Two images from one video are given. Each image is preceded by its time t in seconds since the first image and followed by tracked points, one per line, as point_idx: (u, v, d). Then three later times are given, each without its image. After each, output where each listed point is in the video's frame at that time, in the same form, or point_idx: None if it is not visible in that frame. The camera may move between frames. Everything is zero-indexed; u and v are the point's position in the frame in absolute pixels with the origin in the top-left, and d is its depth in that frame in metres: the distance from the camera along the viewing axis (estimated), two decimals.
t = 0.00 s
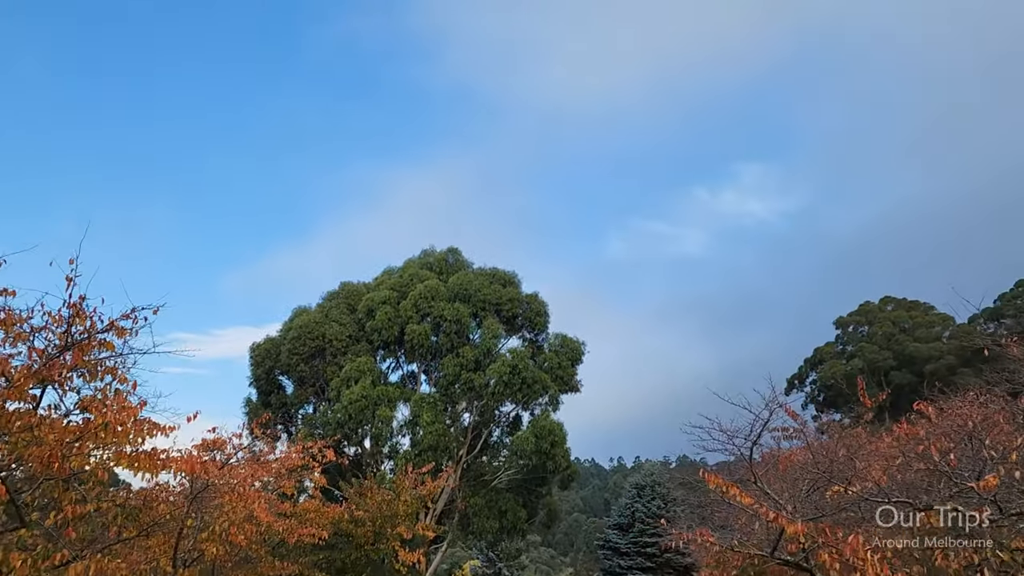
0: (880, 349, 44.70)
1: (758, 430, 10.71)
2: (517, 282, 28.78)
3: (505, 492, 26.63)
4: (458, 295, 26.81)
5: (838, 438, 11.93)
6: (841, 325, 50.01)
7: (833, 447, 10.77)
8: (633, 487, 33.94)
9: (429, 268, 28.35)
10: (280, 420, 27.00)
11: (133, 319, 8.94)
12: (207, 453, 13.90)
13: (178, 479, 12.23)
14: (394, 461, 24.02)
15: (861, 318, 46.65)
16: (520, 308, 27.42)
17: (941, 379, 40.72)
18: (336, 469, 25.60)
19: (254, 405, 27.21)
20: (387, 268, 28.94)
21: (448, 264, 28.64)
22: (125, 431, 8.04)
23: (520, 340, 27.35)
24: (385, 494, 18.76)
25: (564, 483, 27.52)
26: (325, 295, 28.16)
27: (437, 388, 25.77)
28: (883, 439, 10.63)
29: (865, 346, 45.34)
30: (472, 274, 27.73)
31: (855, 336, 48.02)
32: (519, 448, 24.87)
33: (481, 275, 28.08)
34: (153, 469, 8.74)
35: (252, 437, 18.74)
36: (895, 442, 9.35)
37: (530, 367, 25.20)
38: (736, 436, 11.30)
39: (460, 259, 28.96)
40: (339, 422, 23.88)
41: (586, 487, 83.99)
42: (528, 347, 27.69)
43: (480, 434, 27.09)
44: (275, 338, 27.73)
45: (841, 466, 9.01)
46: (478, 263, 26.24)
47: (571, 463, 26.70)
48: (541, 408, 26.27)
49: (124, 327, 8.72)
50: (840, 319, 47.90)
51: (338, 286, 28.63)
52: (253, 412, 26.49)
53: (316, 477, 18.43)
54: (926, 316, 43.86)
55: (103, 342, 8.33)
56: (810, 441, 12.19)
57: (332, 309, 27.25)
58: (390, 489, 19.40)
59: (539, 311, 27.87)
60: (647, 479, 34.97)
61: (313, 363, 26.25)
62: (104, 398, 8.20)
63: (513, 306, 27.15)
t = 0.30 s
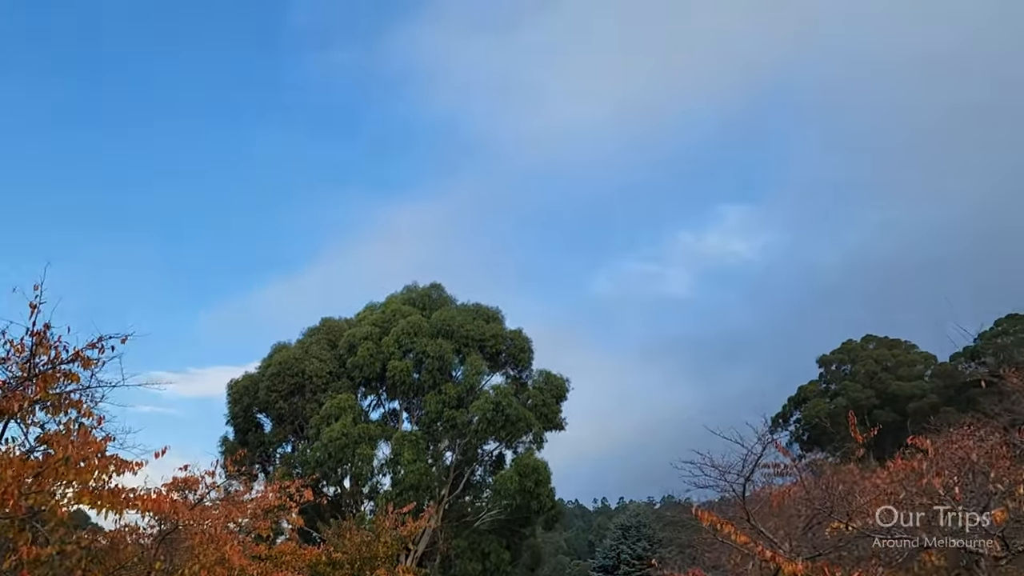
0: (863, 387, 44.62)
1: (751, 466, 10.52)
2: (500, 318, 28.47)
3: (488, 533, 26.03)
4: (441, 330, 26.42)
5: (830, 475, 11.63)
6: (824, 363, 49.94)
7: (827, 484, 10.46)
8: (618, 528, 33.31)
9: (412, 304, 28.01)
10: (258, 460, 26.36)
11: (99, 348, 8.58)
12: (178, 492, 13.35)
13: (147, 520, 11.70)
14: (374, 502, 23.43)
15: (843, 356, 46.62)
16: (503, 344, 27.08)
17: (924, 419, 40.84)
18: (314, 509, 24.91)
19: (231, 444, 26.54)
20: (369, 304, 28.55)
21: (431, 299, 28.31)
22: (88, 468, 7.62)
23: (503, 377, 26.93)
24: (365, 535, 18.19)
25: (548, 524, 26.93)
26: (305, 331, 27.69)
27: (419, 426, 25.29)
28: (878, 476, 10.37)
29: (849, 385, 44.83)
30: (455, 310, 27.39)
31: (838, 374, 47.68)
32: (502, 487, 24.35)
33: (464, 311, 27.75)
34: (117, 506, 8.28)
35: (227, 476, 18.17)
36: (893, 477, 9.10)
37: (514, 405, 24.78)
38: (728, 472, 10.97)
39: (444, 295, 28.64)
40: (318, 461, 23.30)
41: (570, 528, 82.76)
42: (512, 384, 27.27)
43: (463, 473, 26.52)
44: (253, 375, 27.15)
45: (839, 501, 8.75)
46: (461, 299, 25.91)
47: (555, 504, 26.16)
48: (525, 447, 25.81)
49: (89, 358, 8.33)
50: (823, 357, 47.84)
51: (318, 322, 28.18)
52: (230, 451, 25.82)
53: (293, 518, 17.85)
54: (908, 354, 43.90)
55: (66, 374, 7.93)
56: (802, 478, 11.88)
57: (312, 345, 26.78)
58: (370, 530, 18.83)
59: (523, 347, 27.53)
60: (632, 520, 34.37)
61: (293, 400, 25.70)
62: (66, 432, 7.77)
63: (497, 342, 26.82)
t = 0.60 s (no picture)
0: (846, 422, 44.44)
1: (743, 501, 10.73)
2: (482, 350, 28.12)
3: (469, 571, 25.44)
4: (422, 363, 25.97)
5: (822, 510, 11.37)
6: (807, 398, 49.79)
7: (824, 519, 10.12)
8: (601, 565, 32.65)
9: (393, 335, 27.63)
10: (233, 496, 25.69)
11: (65, 375, 8.18)
12: (145, 529, 12.80)
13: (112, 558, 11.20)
14: (353, 539, 22.84)
15: (826, 392, 46.50)
16: (486, 377, 26.70)
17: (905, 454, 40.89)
18: (290, 546, 24.23)
19: (205, 479, 25.86)
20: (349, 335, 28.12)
21: (413, 330, 27.93)
22: (48, 503, 7.21)
23: (486, 411, 26.46)
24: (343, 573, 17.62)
25: (531, 561, 26.33)
26: (284, 363, 27.19)
27: (399, 460, 24.78)
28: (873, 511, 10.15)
29: (832, 420, 44.50)
30: (437, 342, 27.00)
31: (820, 410, 47.39)
32: (484, 524, 23.80)
33: (446, 343, 27.37)
34: (77, 543, 7.82)
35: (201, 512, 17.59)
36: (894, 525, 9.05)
37: (497, 439, 24.35)
38: (721, 507, 10.71)
39: (426, 326, 28.28)
40: (295, 497, 22.73)
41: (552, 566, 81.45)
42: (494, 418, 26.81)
43: (443, 509, 25.93)
44: (229, 408, 26.55)
45: (839, 538, 8.50)
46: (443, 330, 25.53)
47: (538, 541, 25.60)
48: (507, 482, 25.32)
49: (54, 385, 7.96)
50: (806, 392, 47.67)
51: (298, 354, 27.69)
52: (204, 486, 25.12)
53: (269, 556, 17.28)
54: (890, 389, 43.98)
55: (30, 404, 7.56)
56: (795, 516, 11.65)
57: (290, 378, 26.25)
58: (347, 568, 18.26)
59: (505, 380, 27.15)
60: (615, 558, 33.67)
61: (270, 434, 25.12)
62: (24, 466, 7.36)
63: (479, 375, 26.46)
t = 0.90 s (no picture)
0: (829, 456, 44.21)
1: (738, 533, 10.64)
2: (466, 381, 27.72)
3: None
4: (405, 394, 25.51)
5: (816, 545, 11.29)
6: (789, 432, 49.54)
7: (819, 550, 10.06)
8: None
9: (375, 366, 27.20)
10: (209, 531, 25.01)
11: (33, 395, 7.80)
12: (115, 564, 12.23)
13: None
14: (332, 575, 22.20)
15: (809, 425, 46.33)
16: (469, 408, 26.27)
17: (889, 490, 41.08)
18: None
19: (180, 513, 25.14)
20: (330, 366, 27.65)
21: (395, 361, 27.52)
22: (8, 533, 6.83)
23: (469, 443, 26.01)
24: None
25: None
26: (263, 394, 26.65)
27: (381, 493, 24.16)
28: (868, 553, 10.14)
29: (815, 453, 44.22)
30: (420, 372, 26.60)
31: (804, 443, 46.84)
32: (467, 559, 23.24)
33: (429, 374, 26.93)
34: None
35: (176, 548, 16.96)
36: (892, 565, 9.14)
37: (480, 471, 23.90)
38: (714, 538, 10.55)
39: (409, 356, 27.88)
40: (273, 531, 22.11)
41: None
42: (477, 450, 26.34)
43: (425, 544, 25.31)
44: (206, 440, 25.92)
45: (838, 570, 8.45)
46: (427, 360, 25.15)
47: None
48: (491, 515, 24.78)
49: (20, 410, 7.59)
50: (789, 425, 47.47)
51: (278, 384, 27.17)
52: (179, 520, 24.43)
53: None
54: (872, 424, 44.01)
55: None
56: (789, 552, 11.57)
57: (270, 409, 25.72)
58: None
59: (489, 411, 26.74)
60: None
61: (248, 466, 24.53)
62: None
63: (463, 406, 26.04)
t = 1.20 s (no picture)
0: (815, 487, 43.96)
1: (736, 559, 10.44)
2: (452, 409, 27.38)
3: None
4: (391, 422, 25.13)
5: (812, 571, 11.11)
6: (775, 463, 49.28)
7: None
8: None
9: (360, 393, 26.83)
10: (187, 563, 24.44)
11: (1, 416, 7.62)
12: None
13: None
14: None
15: (795, 456, 46.13)
16: (455, 437, 25.90)
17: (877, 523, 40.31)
18: None
19: (158, 544, 24.52)
20: (315, 393, 27.26)
21: (380, 388, 27.17)
22: None
23: (455, 472, 25.64)
24: None
25: None
26: (246, 422, 26.20)
27: (364, 524, 23.77)
28: None
29: (802, 484, 44.20)
30: (406, 400, 26.25)
31: (790, 473, 46.62)
32: None
33: (415, 401, 26.55)
34: None
35: None
36: None
37: (466, 501, 23.50)
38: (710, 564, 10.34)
39: (394, 384, 27.54)
40: (254, 563, 21.57)
41: None
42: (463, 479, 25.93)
43: None
44: (186, 469, 25.38)
45: None
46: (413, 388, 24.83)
47: None
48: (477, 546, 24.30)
49: None
50: (775, 456, 47.25)
51: (261, 412, 26.74)
52: (157, 551, 23.83)
53: None
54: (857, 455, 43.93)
55: None
56: None
57: (252, 436, 25.27)
58: None
59: (475, 440, 26.38)
60: None
61: (229, 495, 24.01)
62: None
63: (449, 435, 25.68)
